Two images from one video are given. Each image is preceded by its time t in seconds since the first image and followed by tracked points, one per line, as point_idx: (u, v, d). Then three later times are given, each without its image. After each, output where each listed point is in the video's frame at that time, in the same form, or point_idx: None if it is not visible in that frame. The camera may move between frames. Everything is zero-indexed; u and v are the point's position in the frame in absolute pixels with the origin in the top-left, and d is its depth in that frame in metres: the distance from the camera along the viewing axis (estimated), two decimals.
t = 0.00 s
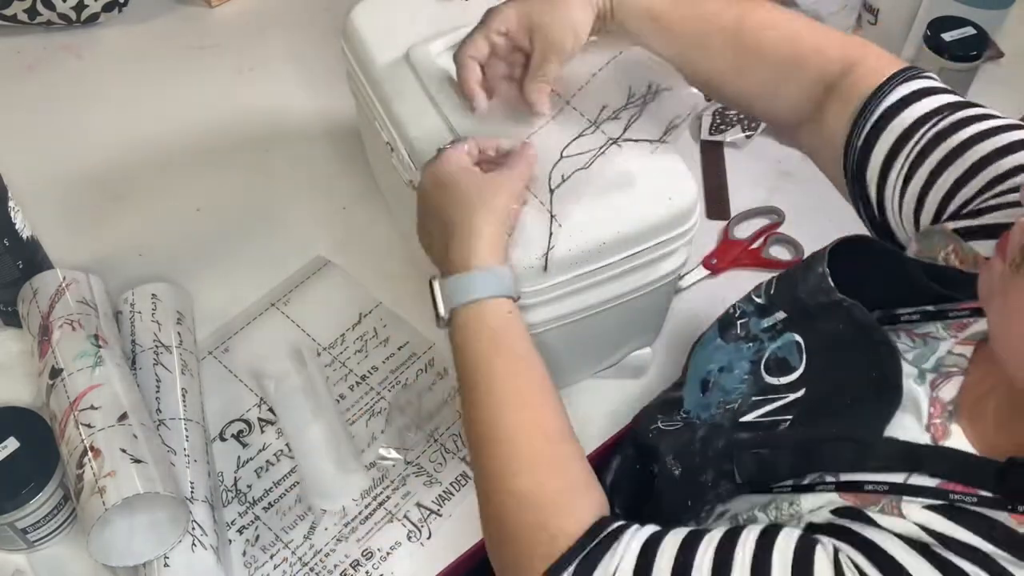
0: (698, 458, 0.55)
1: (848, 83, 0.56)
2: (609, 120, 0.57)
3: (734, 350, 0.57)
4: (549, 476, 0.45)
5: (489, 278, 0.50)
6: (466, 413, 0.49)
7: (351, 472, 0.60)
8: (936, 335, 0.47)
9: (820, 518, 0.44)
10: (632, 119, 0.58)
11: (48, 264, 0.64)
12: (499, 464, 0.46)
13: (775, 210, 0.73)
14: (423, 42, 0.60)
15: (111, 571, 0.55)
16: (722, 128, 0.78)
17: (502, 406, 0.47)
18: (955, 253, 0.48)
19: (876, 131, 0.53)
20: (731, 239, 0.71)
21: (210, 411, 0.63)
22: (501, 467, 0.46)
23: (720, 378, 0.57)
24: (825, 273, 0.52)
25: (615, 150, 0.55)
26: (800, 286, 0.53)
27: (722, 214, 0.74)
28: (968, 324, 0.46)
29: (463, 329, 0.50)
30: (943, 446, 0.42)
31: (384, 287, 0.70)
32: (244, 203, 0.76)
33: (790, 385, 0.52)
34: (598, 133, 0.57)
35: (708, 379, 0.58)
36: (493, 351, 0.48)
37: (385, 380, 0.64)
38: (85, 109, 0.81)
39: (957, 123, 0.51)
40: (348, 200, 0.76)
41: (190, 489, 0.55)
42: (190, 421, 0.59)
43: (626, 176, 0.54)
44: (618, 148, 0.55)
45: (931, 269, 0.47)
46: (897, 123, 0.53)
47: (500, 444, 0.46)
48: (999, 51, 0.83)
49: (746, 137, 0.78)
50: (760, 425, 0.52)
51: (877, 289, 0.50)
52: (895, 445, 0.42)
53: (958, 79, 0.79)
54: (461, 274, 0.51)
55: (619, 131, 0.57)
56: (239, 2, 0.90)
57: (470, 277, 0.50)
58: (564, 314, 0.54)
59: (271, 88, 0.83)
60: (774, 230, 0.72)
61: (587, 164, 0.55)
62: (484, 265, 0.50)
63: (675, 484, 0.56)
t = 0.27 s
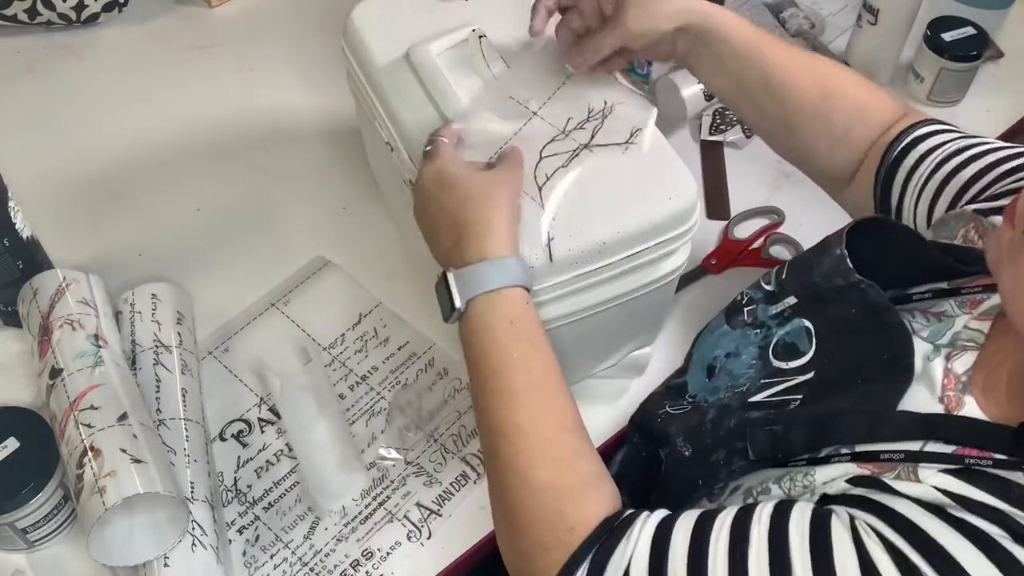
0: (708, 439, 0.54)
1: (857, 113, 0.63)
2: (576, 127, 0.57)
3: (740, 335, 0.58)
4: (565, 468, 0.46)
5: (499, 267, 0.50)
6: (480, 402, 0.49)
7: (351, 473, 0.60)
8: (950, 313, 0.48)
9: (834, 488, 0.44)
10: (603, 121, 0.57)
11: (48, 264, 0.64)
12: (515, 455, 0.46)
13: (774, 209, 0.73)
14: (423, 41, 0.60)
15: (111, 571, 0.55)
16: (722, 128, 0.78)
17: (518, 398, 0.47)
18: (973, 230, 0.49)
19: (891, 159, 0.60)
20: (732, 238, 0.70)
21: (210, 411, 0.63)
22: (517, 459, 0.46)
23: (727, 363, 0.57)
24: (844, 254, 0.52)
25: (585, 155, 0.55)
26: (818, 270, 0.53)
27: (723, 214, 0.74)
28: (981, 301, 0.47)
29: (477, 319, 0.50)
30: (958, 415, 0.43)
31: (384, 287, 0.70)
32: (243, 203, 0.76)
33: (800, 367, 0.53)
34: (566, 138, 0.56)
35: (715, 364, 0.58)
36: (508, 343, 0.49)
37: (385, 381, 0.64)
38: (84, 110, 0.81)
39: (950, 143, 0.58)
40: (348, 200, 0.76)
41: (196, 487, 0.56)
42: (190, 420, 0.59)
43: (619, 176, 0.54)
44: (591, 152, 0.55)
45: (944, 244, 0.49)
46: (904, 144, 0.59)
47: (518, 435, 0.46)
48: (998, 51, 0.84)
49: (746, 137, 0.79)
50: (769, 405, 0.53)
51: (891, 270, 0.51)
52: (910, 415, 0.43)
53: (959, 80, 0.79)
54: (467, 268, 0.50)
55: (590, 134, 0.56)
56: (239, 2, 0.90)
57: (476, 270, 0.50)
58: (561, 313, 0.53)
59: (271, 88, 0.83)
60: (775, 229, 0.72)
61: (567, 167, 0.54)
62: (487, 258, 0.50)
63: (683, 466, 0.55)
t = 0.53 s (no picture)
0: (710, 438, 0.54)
1: (857, 142, 0.63)
2: (582, 127, 0.57)
3: (742, 334, 0.57)
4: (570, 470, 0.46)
5: (503, 273, 0.50)
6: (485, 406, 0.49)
7: (351, 473, 0.60)
8: (953, 312, 0.48)
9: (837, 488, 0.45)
10: (608, 122, 0.57)
11: (48, 264, 0.64)
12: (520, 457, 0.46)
13: (774, 209, 0.73)
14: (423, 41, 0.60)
15: (110, 571, 0.55)
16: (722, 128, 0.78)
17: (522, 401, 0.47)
18: (977, 231, 0.50)
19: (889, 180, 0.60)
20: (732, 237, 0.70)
21: (210, 411, 0.63)
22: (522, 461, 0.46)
23: (729, 361, 0.57)
24: (847, 253, 0.50)
25: (592, 155, 0.55)
26: (817, 266, 0.52)
27: (723, 214, 0.74)
28: (984, 301, 0.47)
29: (481, 323, 0.50)
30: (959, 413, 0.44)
31: (384, 287, 0.70)
32: (244, 203, 0.76)
33: (800, 365, 0.53)
34: (572, 138, 0.56)
35: (716, 362, 0.58)
36: (513, 347, 0.49)
37: (385, 381, 0.64)
38: (84, 109, 0.81)
39: (946, 161, 0.58)
40: (348, 200, 0.76)
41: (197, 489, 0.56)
42: (190, 420, 0.59)
43: (619, 176, 0.53)
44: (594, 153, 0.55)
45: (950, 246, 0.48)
46: (901, 164, 0.60)
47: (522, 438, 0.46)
48: (998, 51, 0.84)
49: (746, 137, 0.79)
50: (771, 404, 0.53)
51: (892, 268, 0.51)
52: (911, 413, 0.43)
53: (959, 80, 0.79)
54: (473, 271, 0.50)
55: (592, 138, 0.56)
56: (239, 2, 0.90)
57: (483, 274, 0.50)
58: (563, 313, 0.54)
59: (271, 88, 0.83)
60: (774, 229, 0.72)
61: (568, 166, 0.54)
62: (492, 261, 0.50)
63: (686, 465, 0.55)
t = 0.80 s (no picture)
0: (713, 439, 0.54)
1: (866, 152, 0.63)
2: (575, 129, 0.57)
3: (745, 335, 0.58)
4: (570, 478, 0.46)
5: (501, 280, 0.49)
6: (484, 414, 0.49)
7: (351, 472, 0.60)
8: (958, 317, 0.47)
9: (839, 495, 0.45)
10: (606, 124, 0.57)
11: (48, 264, 0.64)
12: (520, 466, 0.46)
13: (773, 210, 0.73)
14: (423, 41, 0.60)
15: (111, 571, 0.55)
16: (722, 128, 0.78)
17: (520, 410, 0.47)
18: (983, 236, 0.50)
19: (895, 187, 0.60)
20: (731, 238, 0.70)
21: (210, 411, 0.63)
22: (521, 471, 0.46)
23: (732, 362, 0.58)
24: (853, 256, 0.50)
25: (584, 156, 0.55)
26: (824, 271, 0.52)
27: (723, 214, 0.74)
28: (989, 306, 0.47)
29: (480, 329, 0.50)
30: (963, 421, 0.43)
31: (384, 288, 0.70)
32: (243, 203, 0.76)
33: (803, 368, 0.53)
34: (566, 140, 0.56)
35: (719, 362, 0.59)
36: (511, 355, 0.48)
37: (385, 381, 0.64)
38: (84, 109, 0.81)
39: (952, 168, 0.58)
40: (348, 200, 0.76)
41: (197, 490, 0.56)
42: (190, 420, 0.59)
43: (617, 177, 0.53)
44: (589, 153, 0.55)
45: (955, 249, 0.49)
46: (907, 172, 0.59)
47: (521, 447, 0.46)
48: (998, 51, 0.84)
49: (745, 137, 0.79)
50: (773, 407, 0.53)
51: (898, 271, 0.51)
52: (913, 421, 0.43)
53: (959, 80, 0.79)
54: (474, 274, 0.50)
55: (586, 134, 0.56)
56: (239, 2, 0.90)
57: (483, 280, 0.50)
58: (557, 315, 0.53)
59: (271, 88, 0.83)
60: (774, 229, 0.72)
61: (565, 166, 0.54)
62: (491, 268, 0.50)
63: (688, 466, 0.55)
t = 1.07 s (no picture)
0: (708, 444, 0.54)
1: (864, 160, 0.63)
2: (571, 140, 0.56)
3: (743, 337, 0.57)
4: (558, 497, 0.46)
5: (484, 303, 0.50)
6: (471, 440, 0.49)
7: (350, 473, 0.60)
8: (955, 325, 0.48)
9: (830, 506, 0.45)
10: (603, 132, 0.57)
11: (48, 264, 0.64)
12: (509, 489, 0.46)
13: (774, 210, 0.73)
14: (424, 41, 0.60)
15: (110, 571, 0.55)
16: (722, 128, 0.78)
17: (506, 433, 0.47)
18: (985, 240, 0.49)
19: (895, 194, 0.60)
20: (731, 238, 0.70)
21: (210, 411, 0.64)
22: (511, 493, 0.46)
23: (729, 365, 0.58)
24: (848, 263, 0.50)
25: (581, 166, 0.54)
26: (823, 275, 0.52)
27: (723, 214, 0.74)
28: (987, 315, 0.47)
29: (462, 357, 0.50)
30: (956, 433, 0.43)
31: (384, 288, 0.70)
32: (244, 203, 0.76)
33: (800, 372, 0.53)
34: (562, 150, 0.56)
35: (716, 365, 0.59)
36: (498, 376, 0.49)
37: (385, 381, 0.64)
38: (84, 109, 0.81)
39: (950, 174, 0.57)
40: (348, 200, 0.76)
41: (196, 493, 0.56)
42: (190, 420, 0.59)
43: (613, 184, 0.53)
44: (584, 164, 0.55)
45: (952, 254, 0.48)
46: (905, 179, 0.59)
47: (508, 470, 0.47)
48: (998, 51, 0.84)
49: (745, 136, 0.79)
50: (769, 412, 0.53)
51: (897, 277, 0.51)
52: (908, 433, 0.43)
53: (959, 80, 0.79)
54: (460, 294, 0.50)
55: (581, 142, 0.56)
56: (239, 1, 0.90)
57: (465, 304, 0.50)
58: (549, 318, 0.53)
59: (271, 88, 0.83)
60: (774, 229, 0.72)
61: (560, 176, 0.54)
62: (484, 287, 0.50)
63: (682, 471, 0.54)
